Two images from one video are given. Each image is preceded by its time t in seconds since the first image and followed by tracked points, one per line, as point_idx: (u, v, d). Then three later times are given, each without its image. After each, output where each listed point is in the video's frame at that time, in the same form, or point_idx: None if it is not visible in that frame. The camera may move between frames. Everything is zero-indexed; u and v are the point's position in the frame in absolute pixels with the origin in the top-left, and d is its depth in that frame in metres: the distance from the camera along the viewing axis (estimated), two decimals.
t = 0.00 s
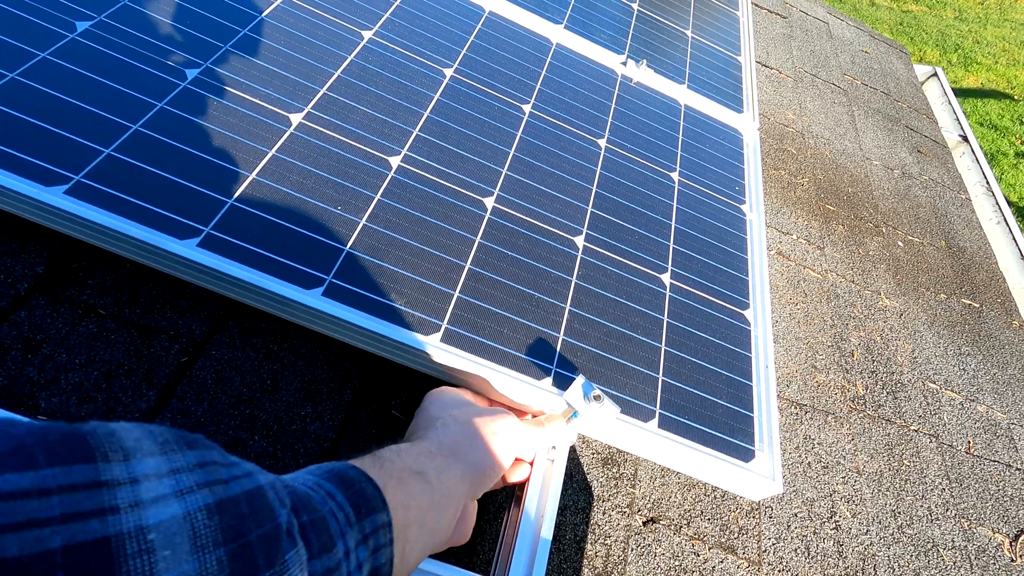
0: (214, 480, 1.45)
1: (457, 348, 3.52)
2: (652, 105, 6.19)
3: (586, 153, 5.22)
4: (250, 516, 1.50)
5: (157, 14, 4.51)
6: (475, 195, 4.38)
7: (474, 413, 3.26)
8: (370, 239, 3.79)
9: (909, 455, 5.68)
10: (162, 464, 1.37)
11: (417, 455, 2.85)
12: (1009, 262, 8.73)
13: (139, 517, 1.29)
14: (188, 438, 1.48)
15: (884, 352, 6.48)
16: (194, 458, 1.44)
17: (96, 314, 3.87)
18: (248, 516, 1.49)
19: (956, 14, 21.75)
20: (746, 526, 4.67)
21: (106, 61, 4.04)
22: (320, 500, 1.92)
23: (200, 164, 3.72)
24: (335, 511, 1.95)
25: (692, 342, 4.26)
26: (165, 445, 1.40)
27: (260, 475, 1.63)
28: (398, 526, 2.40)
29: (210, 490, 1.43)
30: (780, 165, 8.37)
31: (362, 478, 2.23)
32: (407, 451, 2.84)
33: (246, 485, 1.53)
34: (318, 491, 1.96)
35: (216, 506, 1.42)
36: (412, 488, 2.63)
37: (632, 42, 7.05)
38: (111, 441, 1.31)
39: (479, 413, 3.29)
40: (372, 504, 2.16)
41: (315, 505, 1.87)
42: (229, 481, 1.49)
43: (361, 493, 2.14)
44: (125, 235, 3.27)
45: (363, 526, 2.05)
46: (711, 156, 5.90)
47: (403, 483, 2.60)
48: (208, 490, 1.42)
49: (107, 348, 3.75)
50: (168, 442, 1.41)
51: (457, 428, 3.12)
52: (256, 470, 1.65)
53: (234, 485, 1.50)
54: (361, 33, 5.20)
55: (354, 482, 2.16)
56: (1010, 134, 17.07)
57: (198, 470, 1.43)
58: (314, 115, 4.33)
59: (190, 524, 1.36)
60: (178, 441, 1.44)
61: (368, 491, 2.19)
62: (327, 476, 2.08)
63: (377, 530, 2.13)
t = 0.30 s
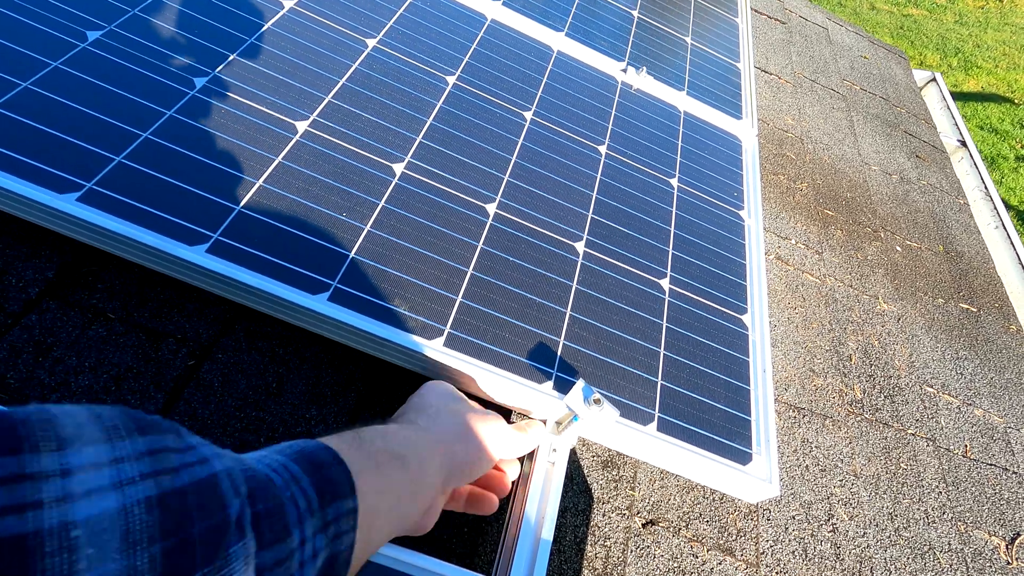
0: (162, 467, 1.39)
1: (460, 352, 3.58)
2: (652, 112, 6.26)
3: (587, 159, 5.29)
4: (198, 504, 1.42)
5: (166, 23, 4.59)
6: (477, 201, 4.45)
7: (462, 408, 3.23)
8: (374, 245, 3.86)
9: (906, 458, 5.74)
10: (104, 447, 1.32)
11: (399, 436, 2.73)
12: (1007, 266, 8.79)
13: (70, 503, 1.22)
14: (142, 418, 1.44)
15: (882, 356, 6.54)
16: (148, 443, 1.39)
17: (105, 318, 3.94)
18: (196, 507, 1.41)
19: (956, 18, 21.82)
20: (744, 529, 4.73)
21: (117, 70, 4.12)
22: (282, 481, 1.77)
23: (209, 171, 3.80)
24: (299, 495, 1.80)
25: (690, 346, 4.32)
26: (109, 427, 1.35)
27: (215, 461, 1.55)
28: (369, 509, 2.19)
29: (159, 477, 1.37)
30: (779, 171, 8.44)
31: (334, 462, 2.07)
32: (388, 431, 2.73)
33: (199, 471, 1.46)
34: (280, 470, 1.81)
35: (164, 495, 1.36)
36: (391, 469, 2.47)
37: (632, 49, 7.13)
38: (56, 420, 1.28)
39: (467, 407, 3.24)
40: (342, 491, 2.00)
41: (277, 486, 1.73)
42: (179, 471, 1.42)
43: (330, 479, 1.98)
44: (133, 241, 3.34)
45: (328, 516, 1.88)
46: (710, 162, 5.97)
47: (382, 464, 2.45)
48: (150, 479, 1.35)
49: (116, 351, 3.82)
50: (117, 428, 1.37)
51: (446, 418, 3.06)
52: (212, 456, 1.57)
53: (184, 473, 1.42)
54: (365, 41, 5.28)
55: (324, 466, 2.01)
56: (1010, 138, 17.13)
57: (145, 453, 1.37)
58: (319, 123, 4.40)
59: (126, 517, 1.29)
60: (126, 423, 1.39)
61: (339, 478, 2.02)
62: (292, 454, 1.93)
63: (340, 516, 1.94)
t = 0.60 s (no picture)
0: None
1: (456, 353, 3.56)
2: (650, 114, 6.25)
3: (584, 161, 5.29)
4: None
5: (163, 24, 4.59)
6: (474, 202, 4.44)
7: (462, 509, 2.47)
8: (370, 246, 3.85)
9: (905, 461, 5.72)
10: None
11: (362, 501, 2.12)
12: (1007, 269, 8.77)
13: None
14: None
15: (881, 359, 6.52)
16: None
17: (100, 318, 3.92)
18: None
19: (957, 21, 21.82)
20: (743, 532, 4.70)
21: (113, 70, 4.12)
22: (128, 541, 1.39)
23: (204, 171, 3.79)
24: (149, 560, 1.43)
25: (687, 348, 4.30)
26: None
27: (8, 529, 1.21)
28: None
29: None
30: (778, 173, 8.43)
31: (239, 509, 1.59)
32: (360, 482, 2.13)
33: None
34: (140, 517, 1.41)
35: None
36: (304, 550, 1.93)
37: (630, 51, 7.13)
38: None
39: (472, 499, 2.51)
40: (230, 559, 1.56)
41: (111, 552, 1.36)
42: None
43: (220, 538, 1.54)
44: (126, 241, 3.33)
45: None
46: (708, 164, 5.96)
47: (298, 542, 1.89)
48: None
49: (111, 352, 3.81)
50: None
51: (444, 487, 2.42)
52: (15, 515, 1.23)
53: None
54: (363, 42, 5.28)
55: (222, 513, 1.55)
56: (1010, 141, 17.12)
57: None
58: (316, 124, 4.40)
59: None
60: None
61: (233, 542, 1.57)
62: (183, 487, 1.49)
63: None
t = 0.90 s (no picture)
0: (67, 526, 1.31)
1: (462, 352, 3.55)
2: (654, 115, 6.25)
3: (588, 161, 5.28)
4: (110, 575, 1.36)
5: (168, 22, 4.58)
6: (479, 201, 4.43)
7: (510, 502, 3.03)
8: (375, 244, 3.84)
9: (910, 464, 5.69)
10: (14, 511, 1.22)
11: (433, 495, 2.66)
12: (1010, 271, 8.75)
13: None
14: (70, 446, 1.34)
15: (885, 361, 6.49)
16: (70, 501, 1.32)
17: (104, 317, 3.91)
18: None
19: (958, 25, 21.83)
20: (748, 534, 4.68)
21: (118, 68, 4.11)
22: (245, 535, 1.70)
23: (209, 170, 3.78)
24: (262, 552, 1.74)
25: (693, 348, 4.28)
26: (25, 478, 1.24)
27: (156, 516, 1.46)
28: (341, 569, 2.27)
29: (66, 545, 1.31)
30: (781, 174, 8.41)
31: (329, 506, 2.00)
32: (429, 480, 2.67)
33: (124, 536, 1.38)
34: (254, 513, 1.75)
35: (66, 569, 1.30)
36: (392, 535, 2.47)
37: (634, 51, 7.13)
38: None
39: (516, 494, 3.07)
40: (322, 548, 1.94)
41: (234, 544, 1.66)
42: (92, 542, 1.35)
43: (313, 529, 1.92)
44: (128, 238, 3.32)
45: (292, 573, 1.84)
46: (713, 165, 5.96)
47: (389, 529, 2.44)
48: (43, 540, 1.27)
49: (115, 350, 3.80)
50: (34, 478, 1.26)
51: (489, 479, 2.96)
52: (160, 506, 1.48)
53: (94, 548, 1.35)
54: (367, 41, 5.28)
55: (317, 508, 1.95)
56: (1011, 144, 17.12)
57: (48, 510, 1.27)
58: (321, 123, 4.39)
59: None
60: (45, 463, 1.29)
61: (324, 533, 1.95)
62: (281, 486, 1.87)
63: None
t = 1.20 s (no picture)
0: (97, 498, 1.37)
1: (464, 357, 3.56)
2: (656, 120, 6.27)
3: (591, 166, 5.29)
4: (139, 548, 1.40)
5: (172, 27, 4.61)
6: (481, 206, 4.44)
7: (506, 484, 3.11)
8: (379, 249, 3.86)
9: (912, 468, 5.69)
10: (50, 481, 1.29)
11: (431, 478, 2.75)
12: (1011, 275, 8.76)
13: (13, 534, 1.24)
14: (97, 426, 1.42)
15: (886, 366, 6.50)
16: (99, 474, 1.39)
17: (108, 321, 3.93)
18: (127, 553, 1.38)
19: (959, 29, 21.87)
20: (749, 539, 4.68)
21: (123, 73, 4.14)
22: (256, 516, 1.78)
23: (214, 174, 3.80)
24: (273, 533, 1.82)
25: (694, 353, 4.29)
26: (58, 451, 1.32)
27: (176, 494, 1.52)
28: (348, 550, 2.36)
29: (96, 517, 1.36)
30: (782, 179, 8.43)
31: (334, 490, 2.10)
32: (425, 463, 2.77)
33: (148, 512, 1.44)
34: (263, 496, 1.84)
35: (97, 541, 1.35)
36: (395, 517, 2.55)
37: (636, 56, 7.15)
38: None
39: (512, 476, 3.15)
40: (329, 531, 2.03)
41: (247, 524, 1.74)
42: (119, 516, 1.39)
43: (320, 512, 2.02)
44: (132, 241, 3.33)
45: (300, 556, 1.92)
46: (715, 170, 5.98)
47: (392, 512, 2.52)
48: (78, 510, 1.33)
49: (119, 354, 3.81)
50: (68, 453, 1.34)
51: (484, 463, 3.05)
52: (179, 484, 1.54)
53: (121, 522, 1.39)
54: (371, 47, 5.30)
55: (323, 492, 2.06)
56: (1012, 148, 17.13)
57: (80, 483, 1.35)
58: (325, 128, 4.41)
59: (42, 560, 1.26)
60: (76, 440, 1.37)
61: (330, 517, 2.04)
62: (288, 472, 1.97)
63: (313, 565, 2.00)
